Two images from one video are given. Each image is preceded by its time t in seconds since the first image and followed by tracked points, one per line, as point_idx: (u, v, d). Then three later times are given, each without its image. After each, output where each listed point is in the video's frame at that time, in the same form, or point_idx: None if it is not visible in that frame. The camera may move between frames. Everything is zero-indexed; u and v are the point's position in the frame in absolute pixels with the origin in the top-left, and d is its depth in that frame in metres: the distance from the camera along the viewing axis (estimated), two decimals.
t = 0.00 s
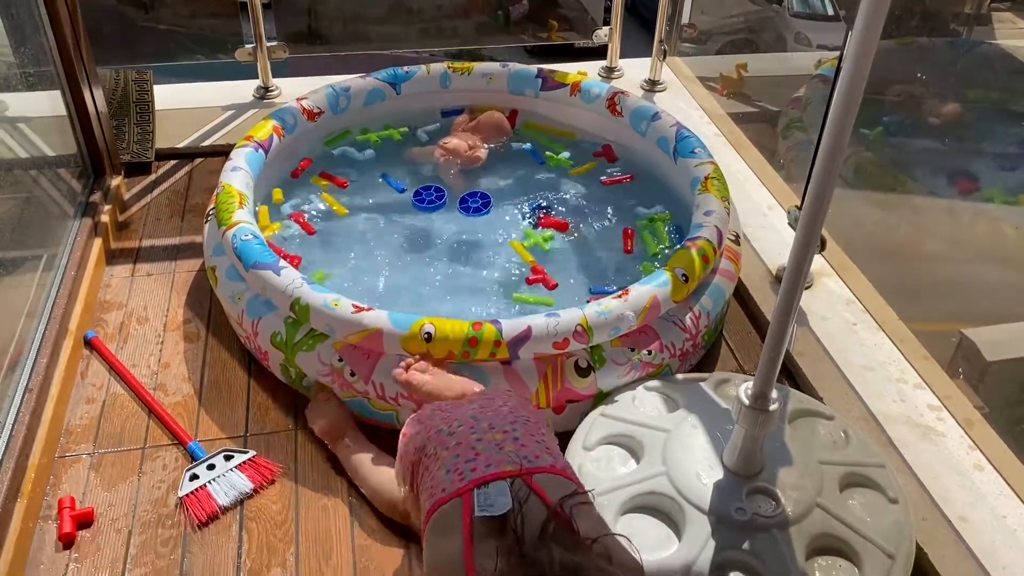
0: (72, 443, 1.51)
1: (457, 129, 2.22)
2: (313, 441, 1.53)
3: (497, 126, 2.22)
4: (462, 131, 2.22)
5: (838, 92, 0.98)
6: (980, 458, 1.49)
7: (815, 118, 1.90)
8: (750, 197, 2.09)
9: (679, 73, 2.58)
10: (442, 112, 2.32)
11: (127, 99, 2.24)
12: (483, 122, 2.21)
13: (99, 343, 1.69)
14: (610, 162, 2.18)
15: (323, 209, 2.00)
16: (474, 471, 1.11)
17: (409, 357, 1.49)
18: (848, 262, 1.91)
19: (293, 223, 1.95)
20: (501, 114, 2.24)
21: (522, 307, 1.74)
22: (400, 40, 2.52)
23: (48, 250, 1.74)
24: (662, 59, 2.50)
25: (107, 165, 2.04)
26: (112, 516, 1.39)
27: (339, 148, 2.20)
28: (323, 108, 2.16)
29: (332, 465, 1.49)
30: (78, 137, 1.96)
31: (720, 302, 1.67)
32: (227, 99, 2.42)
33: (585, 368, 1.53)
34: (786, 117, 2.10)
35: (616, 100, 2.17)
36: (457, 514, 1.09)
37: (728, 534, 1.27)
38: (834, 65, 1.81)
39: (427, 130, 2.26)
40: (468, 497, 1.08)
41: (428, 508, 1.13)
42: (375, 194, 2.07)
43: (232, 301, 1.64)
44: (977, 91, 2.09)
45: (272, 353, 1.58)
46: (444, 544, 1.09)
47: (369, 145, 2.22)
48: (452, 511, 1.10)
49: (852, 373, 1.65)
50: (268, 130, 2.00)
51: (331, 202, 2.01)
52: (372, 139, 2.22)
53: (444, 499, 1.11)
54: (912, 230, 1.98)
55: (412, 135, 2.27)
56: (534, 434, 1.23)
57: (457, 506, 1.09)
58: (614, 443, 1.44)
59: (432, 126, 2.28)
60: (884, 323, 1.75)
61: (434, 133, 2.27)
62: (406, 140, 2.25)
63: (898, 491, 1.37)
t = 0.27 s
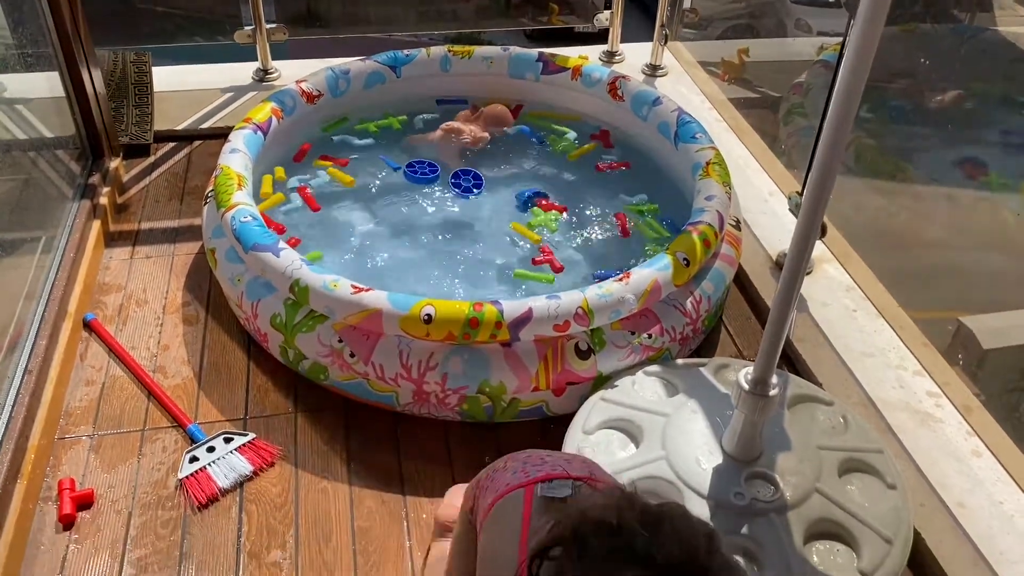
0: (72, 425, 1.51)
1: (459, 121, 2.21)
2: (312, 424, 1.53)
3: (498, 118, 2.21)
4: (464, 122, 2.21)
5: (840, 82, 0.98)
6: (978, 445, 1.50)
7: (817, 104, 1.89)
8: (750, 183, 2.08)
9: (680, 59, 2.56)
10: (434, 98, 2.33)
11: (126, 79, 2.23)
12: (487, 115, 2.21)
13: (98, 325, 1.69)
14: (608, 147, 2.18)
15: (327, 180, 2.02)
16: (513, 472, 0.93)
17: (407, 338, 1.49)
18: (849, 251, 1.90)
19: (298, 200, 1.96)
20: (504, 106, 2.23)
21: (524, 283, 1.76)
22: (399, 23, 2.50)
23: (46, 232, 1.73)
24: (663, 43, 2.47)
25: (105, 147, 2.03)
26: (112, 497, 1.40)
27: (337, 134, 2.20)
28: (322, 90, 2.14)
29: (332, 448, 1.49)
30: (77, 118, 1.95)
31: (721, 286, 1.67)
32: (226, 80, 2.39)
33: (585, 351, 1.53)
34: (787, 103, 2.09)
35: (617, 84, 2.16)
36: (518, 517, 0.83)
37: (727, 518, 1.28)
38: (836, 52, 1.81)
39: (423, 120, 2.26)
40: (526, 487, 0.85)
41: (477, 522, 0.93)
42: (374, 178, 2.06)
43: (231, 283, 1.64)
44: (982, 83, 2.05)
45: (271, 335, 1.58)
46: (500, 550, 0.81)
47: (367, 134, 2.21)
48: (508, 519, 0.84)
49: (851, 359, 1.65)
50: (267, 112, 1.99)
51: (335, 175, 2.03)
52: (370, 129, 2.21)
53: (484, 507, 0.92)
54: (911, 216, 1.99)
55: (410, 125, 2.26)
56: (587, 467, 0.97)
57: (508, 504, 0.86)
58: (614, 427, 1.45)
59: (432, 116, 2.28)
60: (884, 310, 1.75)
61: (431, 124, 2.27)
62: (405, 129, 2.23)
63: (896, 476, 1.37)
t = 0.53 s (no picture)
0: (66, 406, 1.50)
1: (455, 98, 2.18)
2: (308, 406, 1.53)
3: (498, 94, 2.16)
4: (460, 99, 2.17)
5: (842, 60, 0.98)
6: (975, 429, 1.50)
7: (816, 88, 1.88)
8: (749, 166, 2.07)
9: (679, 42, 2.55)
10: (432, 75, 2.31)
11: (120, 60, 2.19)
12: (484, 91, 2.15)
13: (92, 306, 1.68)
14: (609, 132, 2.15)
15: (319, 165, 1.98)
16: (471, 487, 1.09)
17: (403, 319, 1.48)
18: (848, 234, 1.88)
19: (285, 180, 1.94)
20: (502, 81, 2.18)
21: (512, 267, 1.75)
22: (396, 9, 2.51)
23: (39, 213, 1.72)
24: (662, 26, 2.45)
25: (99, 128, 2.02)
26: (106, 478, 1.39)
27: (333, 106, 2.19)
28: (318, 70, 2.13)
29: (327, 430, 1.49)
30: (70, 98, 1.93)
31: (718, 270, 1.67)
32: (221, 62, 2.36)
33: (581, 333, 1.52)
34: (786, 87, 2.08)
35: (616, 66, 2.15)
36: (506, 531, 1.01)
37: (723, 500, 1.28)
38: (836, 35, 1.79)
39: (418, 100, 2.23)
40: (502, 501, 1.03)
41: (451, 559, 1.10)
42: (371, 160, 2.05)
43: (226, 265, 1.63)
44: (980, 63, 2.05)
45: (266, 316, 1.57)
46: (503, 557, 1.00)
47: (363, 107, 2.20)
48: (495, 530, 1.02)
49: (848, 343, 1.64)
50: (263, 93, 1.97)
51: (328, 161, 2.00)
52: (366, 101, 2.20)
53: (454, 527, 1.08)
54: (910, 200, 1.98)
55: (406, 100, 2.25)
56: (535, 451, 1.16)
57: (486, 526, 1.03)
58: (610, 410, 1.44)
59: (429, 90, 2.26)
60: (882, 295, 1.75)
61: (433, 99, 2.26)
62: (402, 104, 2.23)
63: (893, 459, 1.37)
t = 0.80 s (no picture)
0: (61, 395, 1.50)
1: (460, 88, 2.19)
2: (304, 395, 1.53)
3: (499, 82, 2.18)
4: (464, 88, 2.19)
5: (839, 47, 0.97)
6: (971, 418, 1.50)
7: (813, 77, 1.88)
8: (745, 156, 2.07)
9: (677, 33, 2.54)
10: (433, 66, 2.30)
11: (115, 49, 2.18)
12: (487, 80, 2.18)
13: (88, 295, 1.67)
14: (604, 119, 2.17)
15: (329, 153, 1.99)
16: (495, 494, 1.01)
17: (399, 309, 1.48)
18: (844, 224, 1.88)
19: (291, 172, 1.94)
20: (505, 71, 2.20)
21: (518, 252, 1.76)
22: None
23: (34, 202, 1.71)
24: (659, 16, 2.44)
25: (94, 116, 2.01)
26: (101, 467, 1.39)
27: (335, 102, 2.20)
28: (315, 61, 2.12)
29: (324, 419, 1.49)
30: (65, 88, 1.92)
31: (715, 259, 1.66)
32: (215, 51, 2.35)
33: (578, 322, 1.52)
34: (783, 77, 2.08)
35: (613, 55, 2.14)
36: (539, 540, 0.92)
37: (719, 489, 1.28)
38: (834, 25, 1.79)
39: (419, 90, 2.24)
40: (530, 507, 0.95)
41: (473, 563, 1.03)
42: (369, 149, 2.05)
43: (222, 254, 1.62)
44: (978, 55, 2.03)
45: (262, 306, 1.57)
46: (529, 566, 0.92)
47: (368, 102, 2.20)
48: (523, 536, 0.94)
49: (845, 332, 1.65)
50: (258, 82, 1.96)
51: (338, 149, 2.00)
52: (370, 95, 2.20)
53: (478, 530, 1.00)
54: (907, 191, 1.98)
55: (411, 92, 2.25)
56: (563, 452, 1.10)
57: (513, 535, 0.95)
58: (607, 399, 1.44)
59: (431, 81, 2.26)
60: (878, 284, 1.75)
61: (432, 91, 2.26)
62: (405, 95, 2.24)
63: (889, 448, 1.37)
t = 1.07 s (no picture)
0: (55, 394, 1.49)
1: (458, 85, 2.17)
2: (299, 393, 1.52)
3: (497, 81, 2.17)
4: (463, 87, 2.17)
5: (834, 46, 0.97)
6: (965, 414, 1.50)
7: (808, 74, 1.88)
8: (740, 153, 2.07)
9: (673, 31, 2.54)
10: (428, 65, 2.30)
11: (108, 47, 2.18)
12: (484, 78, 2.17)
13: (82, 294, 1.67)
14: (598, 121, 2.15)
15: (323, 152, 1.98)
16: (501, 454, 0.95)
17: (394, 306, 1.48)
18: (840, 222, 1.89)
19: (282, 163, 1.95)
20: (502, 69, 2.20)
21: (514, 239, 1.78)
22: None
23: (28, 200, 1.70)
24: (655, 13, 2.44)
25: (87, 114, 2.00)
26: (95, 466, 1.38)
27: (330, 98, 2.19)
28: (310, 57, 2.11)
29: (319, 418, 1.48)
30: (58, 85, 1.92)
31: (710, 257, 1.66)
32: (210, 48, 2.35)
33: (574, 320, 1.52)
34: (779, 74, 2.07)
35: (609, 52, 2.14)
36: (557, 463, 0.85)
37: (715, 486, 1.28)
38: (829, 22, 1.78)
39: (416, 90, 2.22)
40: (552, 440, 0.89)
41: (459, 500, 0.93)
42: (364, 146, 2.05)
43: (216, 252, 1.62)
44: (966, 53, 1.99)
45: (257, 304, 1.56)
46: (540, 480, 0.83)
47: (361, 101, 2.19)
48: (540, 458, 0.86)
49: (840, 330, 1.65)
50: (253, 79, 1.96)
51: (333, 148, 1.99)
52: (364, 94, 2.19)
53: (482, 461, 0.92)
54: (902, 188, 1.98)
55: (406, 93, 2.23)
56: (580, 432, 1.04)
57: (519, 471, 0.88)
58: (603, 397, 1.44)
59: (428, 82, 2.24)
60: (873, 281, 1.75)
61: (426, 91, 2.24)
62: (400, 95, 2.22)
63: (884, 445, 1.38)
